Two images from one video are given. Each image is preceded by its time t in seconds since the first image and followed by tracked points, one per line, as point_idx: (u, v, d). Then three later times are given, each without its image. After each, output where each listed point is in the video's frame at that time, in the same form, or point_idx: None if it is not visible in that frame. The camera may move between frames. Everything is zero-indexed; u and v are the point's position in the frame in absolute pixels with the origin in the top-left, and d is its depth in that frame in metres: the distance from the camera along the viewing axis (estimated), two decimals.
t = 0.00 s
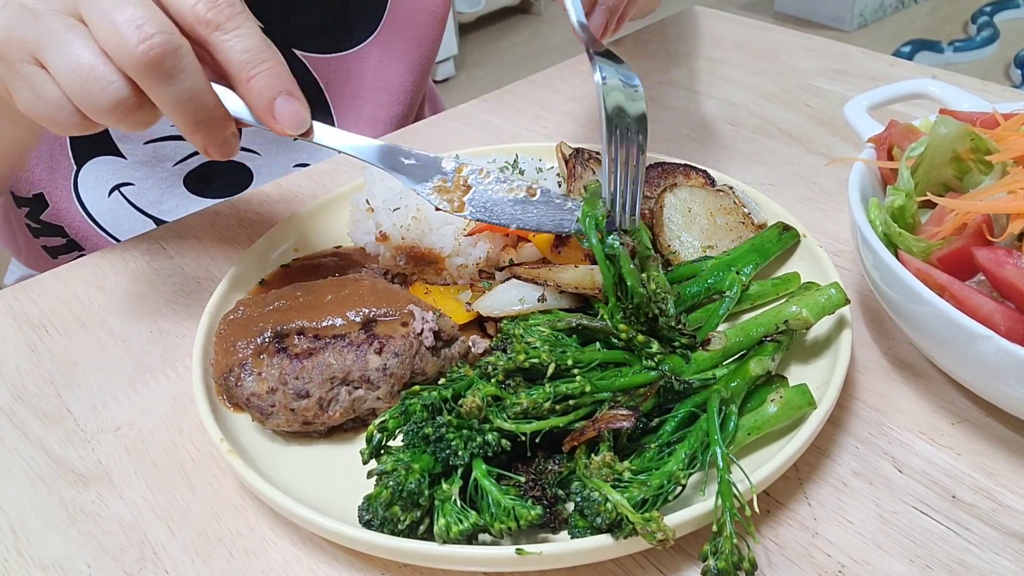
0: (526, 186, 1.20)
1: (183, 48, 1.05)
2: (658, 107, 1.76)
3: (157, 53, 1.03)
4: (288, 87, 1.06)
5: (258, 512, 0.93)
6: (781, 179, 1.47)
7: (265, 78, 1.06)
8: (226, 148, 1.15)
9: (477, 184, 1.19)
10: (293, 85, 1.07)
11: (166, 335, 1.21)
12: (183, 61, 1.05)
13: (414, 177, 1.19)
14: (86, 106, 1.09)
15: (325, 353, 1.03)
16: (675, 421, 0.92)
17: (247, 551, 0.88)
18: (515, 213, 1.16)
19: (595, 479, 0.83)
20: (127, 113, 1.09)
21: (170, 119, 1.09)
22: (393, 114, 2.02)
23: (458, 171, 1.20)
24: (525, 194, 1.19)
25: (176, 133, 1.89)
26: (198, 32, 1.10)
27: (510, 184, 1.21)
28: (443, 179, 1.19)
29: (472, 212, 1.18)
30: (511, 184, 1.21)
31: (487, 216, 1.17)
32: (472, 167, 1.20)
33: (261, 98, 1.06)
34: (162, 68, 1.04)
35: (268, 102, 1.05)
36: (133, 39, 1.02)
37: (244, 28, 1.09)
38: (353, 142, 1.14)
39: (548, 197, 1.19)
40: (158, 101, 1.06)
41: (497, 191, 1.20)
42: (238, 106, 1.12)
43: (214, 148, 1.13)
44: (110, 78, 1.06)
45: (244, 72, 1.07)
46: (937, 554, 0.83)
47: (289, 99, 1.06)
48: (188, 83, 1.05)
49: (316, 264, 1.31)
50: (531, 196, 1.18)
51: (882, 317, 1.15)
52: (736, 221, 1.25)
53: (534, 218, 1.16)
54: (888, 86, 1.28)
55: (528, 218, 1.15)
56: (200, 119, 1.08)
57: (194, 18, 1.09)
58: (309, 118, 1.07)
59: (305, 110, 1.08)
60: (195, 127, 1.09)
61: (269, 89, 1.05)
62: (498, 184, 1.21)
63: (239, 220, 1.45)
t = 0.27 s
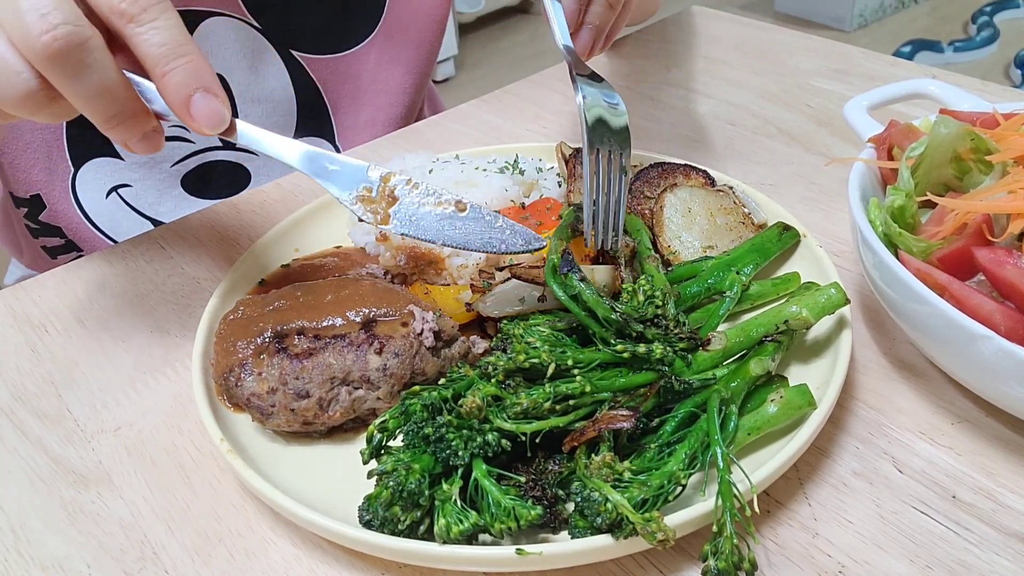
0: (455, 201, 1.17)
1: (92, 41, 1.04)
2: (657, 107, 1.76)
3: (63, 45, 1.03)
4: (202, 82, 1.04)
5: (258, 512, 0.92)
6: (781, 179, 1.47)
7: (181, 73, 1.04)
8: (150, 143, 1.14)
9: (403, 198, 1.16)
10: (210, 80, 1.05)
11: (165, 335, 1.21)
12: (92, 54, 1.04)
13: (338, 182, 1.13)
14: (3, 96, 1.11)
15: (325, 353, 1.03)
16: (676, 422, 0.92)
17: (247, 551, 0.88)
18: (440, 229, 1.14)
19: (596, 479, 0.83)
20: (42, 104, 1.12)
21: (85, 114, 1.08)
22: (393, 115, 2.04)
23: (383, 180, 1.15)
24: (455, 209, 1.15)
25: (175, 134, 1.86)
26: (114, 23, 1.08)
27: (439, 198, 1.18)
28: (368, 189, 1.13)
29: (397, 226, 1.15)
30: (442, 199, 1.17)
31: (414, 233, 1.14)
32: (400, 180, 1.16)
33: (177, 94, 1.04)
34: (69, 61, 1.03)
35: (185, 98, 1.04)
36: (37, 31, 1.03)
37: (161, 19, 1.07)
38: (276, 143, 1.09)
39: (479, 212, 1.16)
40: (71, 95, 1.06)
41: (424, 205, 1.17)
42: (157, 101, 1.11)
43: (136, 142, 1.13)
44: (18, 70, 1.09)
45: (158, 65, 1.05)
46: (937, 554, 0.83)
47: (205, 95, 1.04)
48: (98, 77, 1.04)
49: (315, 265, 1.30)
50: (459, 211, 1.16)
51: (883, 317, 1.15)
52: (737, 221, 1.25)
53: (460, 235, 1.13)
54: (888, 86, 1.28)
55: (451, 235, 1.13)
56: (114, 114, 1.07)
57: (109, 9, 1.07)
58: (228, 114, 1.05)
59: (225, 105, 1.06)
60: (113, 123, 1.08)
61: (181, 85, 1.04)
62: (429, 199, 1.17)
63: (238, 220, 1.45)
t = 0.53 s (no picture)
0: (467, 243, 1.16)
1: (107, 82, 1.04)
2: (657, 107, 1.76)
3: (78, 88, 1.02)
4: (218, 121, 1.05)
5: (258, 512, 0.93)
6: (781, 179, 1.47)
7: (195, 114, 1.04)
8: (164, 176, 1.15)
9: (416, 239, 1.15)
10: (225, 120, 1.05)
11: (165, 335, 1.21)
12: (108, 96, 1.04)
13: (351, 226, 1.15)
14: (16, 133, 1.12)
15: (325, 353, 1.03)
16: (676, 421, 0.92)
17: (247, 552, 0.88)
18: (452, 272, 1.13)
19: (595, 479, 0.83)
20: (57, 140, 1.12)
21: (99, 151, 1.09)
22: (393, 116, 2.04)
23: (396, 222, 1.15)
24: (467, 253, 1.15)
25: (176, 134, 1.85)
26: (127, 60, 1.06)
27: (451, 240, 1.16)
28: (382, 231, 1.14)
29: (409, 267, 1.14)
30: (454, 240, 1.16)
31: (426, 275, 1.13)
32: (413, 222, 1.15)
33: (192, 134, 1.04)
34: (85, 103, 1.03)
35: (199, 138, 1.04)
36: (52, 72, 1.02)
37: (175, 58, 1.05)
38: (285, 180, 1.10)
39: (490, 256, 1.15)
40: (86, 134, 1.07)
41: (436, 247, 1.15)
42: (170, 136, 1.10)
43: (150, 177, 1.13)
44: (32, 107, 1.09)
45: (172, 107, 1.04)
46: (937, 554, 0.83)
47: (220, 135, 1.04)
48: (114, 118, 1.05)
49: (316, 265, 1.30)
50: (470, 254, 1.15)
51: (882, 317, 1.15)
52: (736, 221, 1.25)
53: (472, 279, 1.13)
54: (888, 86, 1.28)
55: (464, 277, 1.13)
56: (129, 152, 1.08)
57: (123, 46, 1.05)
58: (243, 153, 1.06)
59: (240, 145, 1.06)
60: (126, 160, 1.09)
61: (195, 127, 1.04)
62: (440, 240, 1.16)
63: (238, 221, 1.45)
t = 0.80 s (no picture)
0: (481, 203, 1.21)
1: (125, 58, 1.04)
2: (657, 107, 1.76)
3: (97, 62, 1.03)
4: (236, 94, 1.05)
5: (258, 512, 0.93)
6: (781, 179, 1.47)
7: (211, 86, 1.04)
8: (179, 153, 1.14)
9: (431, 200, 1.20)
10: (241, 92, 1.06)
11: (165, 335, 1.21)
12: (126, 71, 1.04)
13: (366, 190, 1.18)
14: (31, 112, 1.11)
15: (325, 353, 1.03)
16: (675, 421, 0.92)
17: (247, 552, 0.88)
18: (468, 230, 1.18)
19: (595, 479, 0.83)
20: (75, 121, 1.12)
21: (116, 127, 1.08)
22: (393, 116, 2.04)
23: (411, 185, 1.19)
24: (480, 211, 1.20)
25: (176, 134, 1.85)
26: (143, 38, 1.08)
27: (464, 201, 1.21)
28: (396, 194, 1.18)
29: (425, 228, 1.19)
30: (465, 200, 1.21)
31: (441, 235, 1.18)
32: (426, 183, 1.20)
33: (209, 107, 1.04)
34: (103, 78, 1.03)
35: (217, 110, 1.04)
36: (72, 48, 1.02)
37: (189, 33, 1.06)
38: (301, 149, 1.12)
39: (503, 214, 1.21)
40: (104, 109, 1.06)
41: (451, 207, 1.21)
42: (185, 111, 1.13)
43: (167, 154, 1.13)
44: (51, 86, 1.09)
45: (189, 79, 1.05)
46: (937, 554, 0.83)
47: (238, 107, 1.05)
48: (132, 92, 1.05)
49: (316, 265, 1.30)
50: (485, 213, 1.20)
51: (882, 317, 1.15)
52: (736, 221, 1.25)
53: (488, 236, 1.18)
54: (888, 86, 1.28)
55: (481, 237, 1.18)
56: (145, 127, 1.07)
57: (138, 24, 1.06)
58: (259, 126, 1.06)
59: (256, 118, 1.07)
60: (143, 135, 1.08)
61: (214, 98, 1.04)
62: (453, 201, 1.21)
63: (238, 221, 1.45)
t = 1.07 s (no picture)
0: (461, 218, 1.23)
1: (107, 65, 1.04)
2: (657, 107, 1.77)
3: (79, 69, 1.03)
4: (218, 103, 1.05)
5: (258, 512, 0.93)
6: (780, 178, 1.47)
7: (195, 95, 1.04)
8: (165, 161, 1.13)
9: (413, 215, 1.20)
10: (225, 102, 1.06)
11: (165, 335, 1.21)
12: (108, 78, 1.04)
13: (350, 203, 1.18)
14: (18, 120, 1.12)
15: (325, 353, 1.03)
16: (675, 421, 0.92)
17: (247, 551, 0.88)
18: (448, 245, 1.20)
19: (595, 479, 0.83)
20: (58, 127, 1.12)
21: (101, 136, 1.09)
22: (393, 117, 2.04)
23: (393, 198, 1.19)
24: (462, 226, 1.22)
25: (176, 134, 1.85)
26: (127, 45, 1.08)
27: (446, 215, 1.23)
28: (377, 207, 1.19)
29: (408, 242, 1.20)
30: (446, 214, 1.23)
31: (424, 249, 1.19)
32: (409, 197, 1.20)
33: (191, 115, 1.04)
34: (85, 85, 1.04)
35: (200, 119, 1.04)
36: (54, 55, 1.03)
37: (173, 41, 1.07)
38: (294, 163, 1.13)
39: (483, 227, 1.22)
40: (88, 118, 1.06)
41: (432, 222, 1.21)
42: (169, 119, 1.12)
43: (151, 162, 1.12)
44: (35, 92, 1.09)
45: (173, 87, 1.05)
46: (937, 554, 0.83)
47: (220, 116, 1.04)
48: (115, 99, 1.05)
49: (316, 265, 1.30)
50: (466, 227, 1.22)
51: (882, 317, 1.15)
52: (736, 221, 1.26)
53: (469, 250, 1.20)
54: (888, 86, 1.28)
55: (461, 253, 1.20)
56: (129, 134, 1.07)
57: (123, 31, 1.07)
58: (242, 134, 1.06)
59: (239, 126, 1.06)
60: (126, 143, 1.08)
61: (196, 107, 1.04)
62: (436, 215, 1.23)
63: (238, 221, 1.45)
